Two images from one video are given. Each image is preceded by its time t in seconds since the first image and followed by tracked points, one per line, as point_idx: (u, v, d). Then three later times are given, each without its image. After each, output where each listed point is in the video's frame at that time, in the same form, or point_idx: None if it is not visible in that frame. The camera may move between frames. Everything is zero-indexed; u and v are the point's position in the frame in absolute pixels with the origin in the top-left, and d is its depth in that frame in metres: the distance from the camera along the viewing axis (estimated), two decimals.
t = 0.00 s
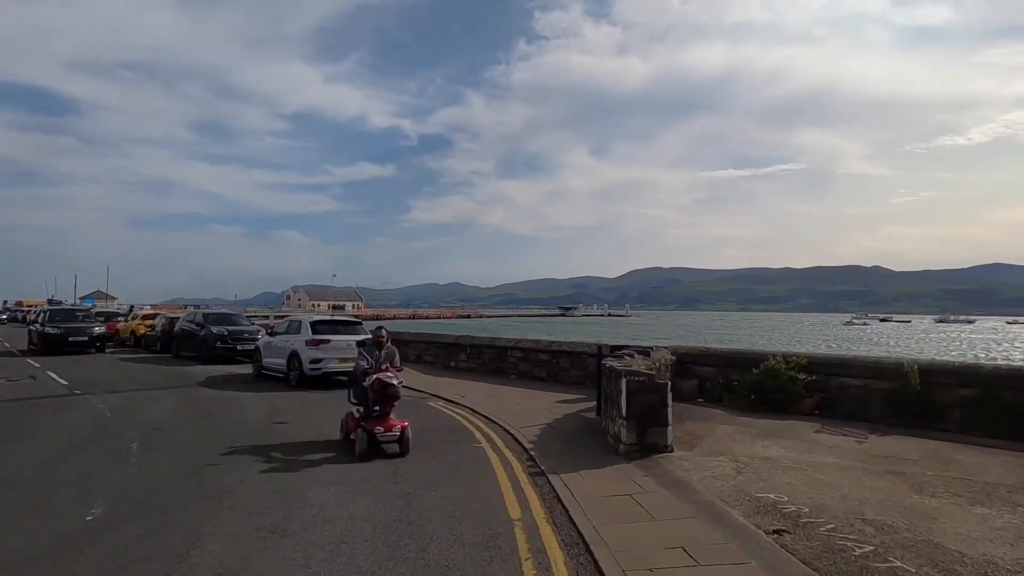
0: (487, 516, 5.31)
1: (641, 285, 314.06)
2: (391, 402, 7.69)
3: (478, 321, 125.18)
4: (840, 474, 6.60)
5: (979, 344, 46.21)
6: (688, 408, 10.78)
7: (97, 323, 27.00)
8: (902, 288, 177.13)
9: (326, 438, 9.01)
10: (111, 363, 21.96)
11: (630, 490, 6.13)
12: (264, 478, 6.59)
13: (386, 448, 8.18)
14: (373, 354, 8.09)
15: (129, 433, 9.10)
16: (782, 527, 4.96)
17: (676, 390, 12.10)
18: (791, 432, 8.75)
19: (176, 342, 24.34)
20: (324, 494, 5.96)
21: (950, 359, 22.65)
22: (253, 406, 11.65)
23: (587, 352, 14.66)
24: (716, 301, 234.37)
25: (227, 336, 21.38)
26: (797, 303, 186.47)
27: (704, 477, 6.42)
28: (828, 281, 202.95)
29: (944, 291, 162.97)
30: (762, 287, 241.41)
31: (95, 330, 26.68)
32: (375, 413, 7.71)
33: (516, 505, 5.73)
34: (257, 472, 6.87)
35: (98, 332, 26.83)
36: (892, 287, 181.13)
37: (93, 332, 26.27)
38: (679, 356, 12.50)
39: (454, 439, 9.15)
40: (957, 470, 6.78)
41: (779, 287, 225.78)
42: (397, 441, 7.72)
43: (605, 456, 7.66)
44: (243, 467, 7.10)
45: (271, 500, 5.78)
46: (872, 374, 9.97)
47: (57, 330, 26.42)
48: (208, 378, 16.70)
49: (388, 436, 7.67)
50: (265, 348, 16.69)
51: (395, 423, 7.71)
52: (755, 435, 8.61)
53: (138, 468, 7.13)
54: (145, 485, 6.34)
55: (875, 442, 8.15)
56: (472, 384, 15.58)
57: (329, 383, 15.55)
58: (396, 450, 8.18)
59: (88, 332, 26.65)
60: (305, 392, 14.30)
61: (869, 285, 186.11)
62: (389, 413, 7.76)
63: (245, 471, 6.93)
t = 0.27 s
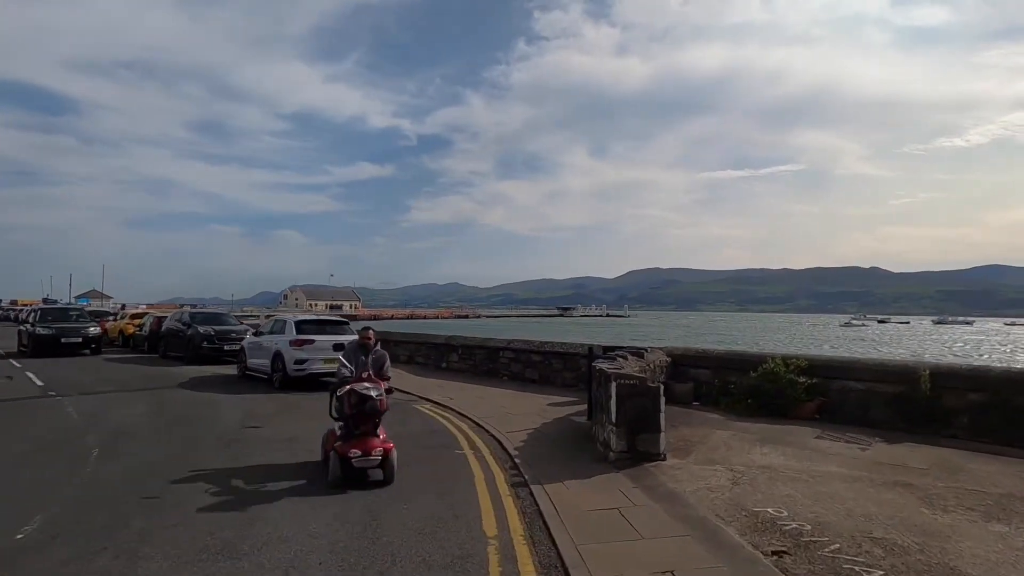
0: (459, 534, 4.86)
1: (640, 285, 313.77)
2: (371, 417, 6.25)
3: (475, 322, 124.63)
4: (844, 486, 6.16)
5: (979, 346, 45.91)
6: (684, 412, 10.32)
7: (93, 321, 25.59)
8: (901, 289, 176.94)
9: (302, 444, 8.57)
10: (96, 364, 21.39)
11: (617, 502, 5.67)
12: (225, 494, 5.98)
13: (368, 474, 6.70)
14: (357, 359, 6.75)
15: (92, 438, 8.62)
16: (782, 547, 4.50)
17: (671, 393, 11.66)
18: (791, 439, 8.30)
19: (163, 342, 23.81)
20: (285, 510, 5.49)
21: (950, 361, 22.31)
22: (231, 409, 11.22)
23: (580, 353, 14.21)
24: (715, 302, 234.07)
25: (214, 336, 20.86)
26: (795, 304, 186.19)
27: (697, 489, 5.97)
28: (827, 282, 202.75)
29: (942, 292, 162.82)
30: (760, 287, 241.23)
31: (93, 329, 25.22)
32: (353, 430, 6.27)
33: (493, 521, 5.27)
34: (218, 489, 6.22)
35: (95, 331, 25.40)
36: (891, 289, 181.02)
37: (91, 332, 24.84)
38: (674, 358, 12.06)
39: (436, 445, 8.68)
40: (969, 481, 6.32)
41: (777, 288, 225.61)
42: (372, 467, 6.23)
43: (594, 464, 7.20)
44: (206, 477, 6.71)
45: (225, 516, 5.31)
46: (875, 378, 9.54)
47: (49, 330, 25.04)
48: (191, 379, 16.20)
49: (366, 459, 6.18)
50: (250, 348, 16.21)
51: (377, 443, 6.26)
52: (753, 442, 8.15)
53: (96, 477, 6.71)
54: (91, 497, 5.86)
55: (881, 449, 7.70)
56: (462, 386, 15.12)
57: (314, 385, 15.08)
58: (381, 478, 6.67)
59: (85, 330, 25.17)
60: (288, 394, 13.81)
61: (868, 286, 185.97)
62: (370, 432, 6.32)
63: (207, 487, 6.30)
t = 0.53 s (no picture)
0: (428, 558, 4.45)
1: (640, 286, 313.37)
2: (338, 442, 4.96)
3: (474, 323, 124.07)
4: (849, 499, 5.73)
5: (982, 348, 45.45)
6: (679, 417, 9.90)
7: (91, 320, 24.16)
8: (901, 291, 176.53)
9: (276, 451, 8.16)
10: (81, 366, 20.91)
11: (604, 518, 5.25)
12: (144, 548, 4.87)
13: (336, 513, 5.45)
14: (330, 368, 5.42)
15: (55, 445, 8.20)
16: (782, 570, 4.08)
17: (667, 396, 11.23)
18: (792, 446, 7.87)
19: (151, 342, 23.35)
20: (242, 538, 5.07)
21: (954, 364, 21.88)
22: (210, 412, 10.81)
23: (574, 354, 13.79)
24: (714, 303, 233.63)
25: (201, 336, 20.43)
26: (795, 306, 185.78)
27: (691, 502, 5.56)
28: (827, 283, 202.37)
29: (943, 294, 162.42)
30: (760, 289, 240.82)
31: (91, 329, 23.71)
32: (316, 460, 5.00)
33: (467, 539, 4.85)
34: (141, 538, 5.09)
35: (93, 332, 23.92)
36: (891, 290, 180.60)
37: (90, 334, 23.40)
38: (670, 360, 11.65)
39: (418, 453, 8.25)
40: (983, 493, 5.90)
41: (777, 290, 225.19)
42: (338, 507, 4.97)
43: (582, 473, 6.77)
44: (168, 497, 6.38)
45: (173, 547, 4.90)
46: (880, 381, 9.11)
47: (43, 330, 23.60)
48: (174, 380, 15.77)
49: (328, 497, 4.93)
50: (236, 349, 15.77)
51: (344, 476, 4.97)
52: (751, 449, 7.73)
53: (54, 493, 6.42)
54: (34, 526, 5.45)
55: (887, 458, 7.27)
56: (452, 388, 14.69)
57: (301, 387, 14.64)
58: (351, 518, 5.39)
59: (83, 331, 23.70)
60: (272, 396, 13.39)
61: (868, 288, 185.53)
62: (337, 462, 5.03)
63: (130, 534, 5.19)
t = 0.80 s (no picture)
0: None
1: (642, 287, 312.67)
2: (275, 480, 3.93)
3: (475, 323, 123.65)
4: (852, 514, 5.33)
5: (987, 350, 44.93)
6: (675, 422, 9.52)
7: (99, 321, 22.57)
8: (905, 292, 175.64)
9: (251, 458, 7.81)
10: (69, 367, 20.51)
11: (586, 534, 4.88)
12: (85, 565, 4.52)
13: None
14: (288, 379, 4.91)
15: (21, 450, 7.88)
16: None
17: (663, 400, 10.84)
18: (792, 454, 7.49)
19: (143, 343, 23.05)
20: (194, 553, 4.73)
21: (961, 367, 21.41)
22: (190, 415, 10.47)
23: (569, 356, 13.41)
24: (716, 304, 232.88)
25: (192, 337, 20.11)
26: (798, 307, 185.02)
27: (681, 516, 5.19)
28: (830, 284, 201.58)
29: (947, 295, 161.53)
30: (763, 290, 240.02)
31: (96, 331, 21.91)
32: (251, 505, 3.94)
33: (436, 559, 4.50)
34: (84, 553, 4.73)
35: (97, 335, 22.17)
36: (894, 291, 179.73)
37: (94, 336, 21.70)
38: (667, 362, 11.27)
39: (400, 460, 7.89)
40: (995, 507, 5.51)
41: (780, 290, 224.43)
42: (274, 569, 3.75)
43: (568, 483, 6.39)
44: (127, 501, 6.03)
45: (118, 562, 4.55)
46: (884, 385, 8.71)
47: (40, 332, 22.02)
48: (161, 381, 15.44)
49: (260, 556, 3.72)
50: (224, 350, 15.43)
51: (283, 527, 3.83)
52: (748, 457, 7.34)
53: (9, 499, 6.07)
54: None
55: (891, 467, 6.89)
56: (444, 391, 14.32)
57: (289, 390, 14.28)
58: None
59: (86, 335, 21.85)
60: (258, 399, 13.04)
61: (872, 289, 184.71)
62: (276, 505, 3.97)
63: (74, 548, 4.84)
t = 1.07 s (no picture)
0: None
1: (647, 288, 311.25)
2: None
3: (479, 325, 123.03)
4: (856, 536, 4.85)
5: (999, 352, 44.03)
6: (671, 429, 9.06)
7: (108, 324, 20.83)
8: (913, 293, 173.82)
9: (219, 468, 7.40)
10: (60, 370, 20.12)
11: (561, 557, 4.45)
12: None
13: None
14: (192, 405, 3.98)
15: None
16: None
17: (660, 405, 10.35)
18: (792, 465, 7.02)
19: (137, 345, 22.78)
20: None
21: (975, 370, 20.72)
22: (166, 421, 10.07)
23: (564, 359, 12.95)
24: (722, 306, 231.43)
25: (184, 338, 19.79)
26: (804, 308, 183.48)
27: (667, 537, 4.74)
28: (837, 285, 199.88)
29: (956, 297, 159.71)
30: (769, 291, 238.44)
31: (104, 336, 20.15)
32: None
33: None
34: None
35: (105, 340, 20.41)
36: (903, 293, 177.92)
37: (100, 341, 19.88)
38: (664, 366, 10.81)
39: (377, 469, 7.48)
40: (1013, 528, 5.03)
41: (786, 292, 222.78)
42: None
43: (549, 497, 5.95)
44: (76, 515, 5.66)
45: None
46: (891, 391, 8.21)
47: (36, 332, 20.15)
48: (149, 384, 15.10)
49: None
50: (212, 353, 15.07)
51: None
52: (745, 468, 6.88)
53: None
54: None
55: (899, 480, 6.41)
56: (436, 394, 13.88)
57: (276, 393, 13.87)
58: None
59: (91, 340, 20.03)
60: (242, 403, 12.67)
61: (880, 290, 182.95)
62: None
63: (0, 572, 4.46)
